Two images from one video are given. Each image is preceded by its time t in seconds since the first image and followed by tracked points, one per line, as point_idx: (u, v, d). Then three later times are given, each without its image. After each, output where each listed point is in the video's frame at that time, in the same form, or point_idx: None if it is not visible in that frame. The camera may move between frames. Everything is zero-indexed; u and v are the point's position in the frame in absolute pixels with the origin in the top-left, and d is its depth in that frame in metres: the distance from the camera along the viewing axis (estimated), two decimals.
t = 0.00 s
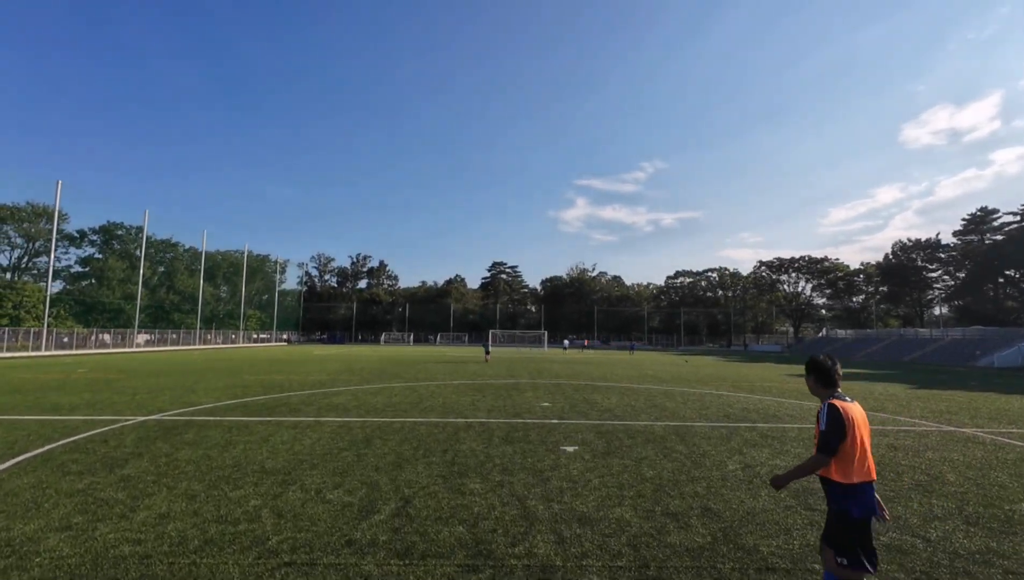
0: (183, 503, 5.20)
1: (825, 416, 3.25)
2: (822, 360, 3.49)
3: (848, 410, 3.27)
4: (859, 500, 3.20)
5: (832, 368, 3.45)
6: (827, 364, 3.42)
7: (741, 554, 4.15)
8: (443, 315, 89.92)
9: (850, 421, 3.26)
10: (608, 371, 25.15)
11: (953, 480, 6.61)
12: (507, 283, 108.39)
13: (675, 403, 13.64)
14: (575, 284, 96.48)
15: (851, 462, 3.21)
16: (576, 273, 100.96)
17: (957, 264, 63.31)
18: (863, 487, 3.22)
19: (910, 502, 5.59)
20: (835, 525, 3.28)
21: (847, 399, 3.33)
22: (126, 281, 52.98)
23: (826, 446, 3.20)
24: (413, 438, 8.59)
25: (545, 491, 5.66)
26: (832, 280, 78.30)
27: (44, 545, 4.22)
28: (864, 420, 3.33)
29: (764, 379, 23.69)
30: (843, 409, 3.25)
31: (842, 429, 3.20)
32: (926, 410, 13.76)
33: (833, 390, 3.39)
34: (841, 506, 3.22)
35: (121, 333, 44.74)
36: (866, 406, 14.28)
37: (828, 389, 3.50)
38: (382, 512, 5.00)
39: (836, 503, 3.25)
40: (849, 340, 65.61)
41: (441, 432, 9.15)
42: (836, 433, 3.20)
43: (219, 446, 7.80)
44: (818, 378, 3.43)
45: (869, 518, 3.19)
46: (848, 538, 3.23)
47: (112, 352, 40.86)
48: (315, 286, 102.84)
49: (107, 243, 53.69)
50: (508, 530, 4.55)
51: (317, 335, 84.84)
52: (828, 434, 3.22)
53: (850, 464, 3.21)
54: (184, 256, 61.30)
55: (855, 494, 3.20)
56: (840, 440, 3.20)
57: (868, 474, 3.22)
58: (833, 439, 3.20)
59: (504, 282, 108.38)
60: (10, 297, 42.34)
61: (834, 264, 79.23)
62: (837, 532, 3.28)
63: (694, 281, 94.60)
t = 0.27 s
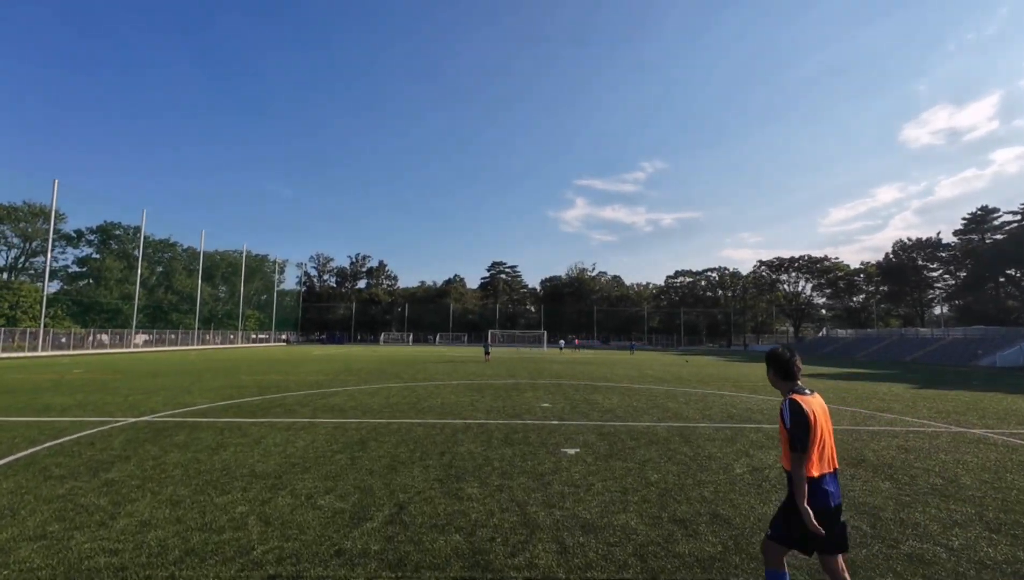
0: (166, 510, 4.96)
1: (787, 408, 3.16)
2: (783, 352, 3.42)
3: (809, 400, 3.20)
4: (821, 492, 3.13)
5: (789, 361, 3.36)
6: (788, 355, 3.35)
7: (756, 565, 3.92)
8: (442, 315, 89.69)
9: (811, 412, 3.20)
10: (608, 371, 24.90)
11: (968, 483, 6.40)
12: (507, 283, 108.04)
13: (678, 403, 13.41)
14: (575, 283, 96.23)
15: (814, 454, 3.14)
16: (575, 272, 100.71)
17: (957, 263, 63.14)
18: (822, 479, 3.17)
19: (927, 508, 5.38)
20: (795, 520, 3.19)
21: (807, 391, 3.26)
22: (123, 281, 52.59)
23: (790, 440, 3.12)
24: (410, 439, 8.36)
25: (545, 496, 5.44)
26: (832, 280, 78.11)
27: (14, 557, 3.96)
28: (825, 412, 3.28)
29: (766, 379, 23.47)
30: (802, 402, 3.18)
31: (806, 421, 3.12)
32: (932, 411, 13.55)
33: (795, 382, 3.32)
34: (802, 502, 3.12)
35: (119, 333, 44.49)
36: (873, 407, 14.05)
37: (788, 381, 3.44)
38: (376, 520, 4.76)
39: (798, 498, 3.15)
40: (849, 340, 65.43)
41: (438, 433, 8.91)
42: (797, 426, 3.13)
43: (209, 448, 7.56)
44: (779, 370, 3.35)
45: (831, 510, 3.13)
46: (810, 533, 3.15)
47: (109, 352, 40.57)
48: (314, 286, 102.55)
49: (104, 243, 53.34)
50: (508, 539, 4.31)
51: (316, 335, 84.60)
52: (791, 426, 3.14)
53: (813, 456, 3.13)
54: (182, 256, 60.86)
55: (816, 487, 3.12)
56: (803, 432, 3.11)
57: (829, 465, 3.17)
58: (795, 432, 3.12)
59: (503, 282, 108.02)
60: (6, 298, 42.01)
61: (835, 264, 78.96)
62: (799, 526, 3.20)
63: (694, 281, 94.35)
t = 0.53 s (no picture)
0: (147, 522, 4.68)
1: (750, 415, 3.18)
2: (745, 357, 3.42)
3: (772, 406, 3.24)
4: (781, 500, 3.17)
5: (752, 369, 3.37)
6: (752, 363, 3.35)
7: None
8: (442, 315, 89.40)
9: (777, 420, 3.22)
10: (610, 372, 24.59)
11: (991, 491, 6.14)
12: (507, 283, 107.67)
13: (682, 406, 13.14)
14: (575, 283, 95.92)
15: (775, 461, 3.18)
16: (576, 272, 100.40)
17: (960, 263, 62.85)
18: (781, 485, 3.23)
19: (953, 520, 5.12)
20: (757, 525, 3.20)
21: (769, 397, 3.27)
22: (121, 281, 52.23)
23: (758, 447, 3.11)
24: (408, 445, 8.06)
25: (549, 507, 5.18)
26: (834, 280, 77.84)
27: None
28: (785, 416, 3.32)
29: (770, 380, 23.18)
30: (765, 406, 3.21)
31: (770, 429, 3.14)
32: (942, 413, 13.29)
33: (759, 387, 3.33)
34: (767, 511, 3.13)
35: (118, 333, 44.31)
36: (880, 409, 13.79)
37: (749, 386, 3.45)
38: (369, 533, 4.47)
39: (759, 507, 3.18)
40: (851, 340, 65.18)
41: (436, 438, 8.61)
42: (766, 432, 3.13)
43: (199, 453, 7.27)
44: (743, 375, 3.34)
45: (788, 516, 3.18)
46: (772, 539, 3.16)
47: (107, 353, 40.30)
48: (314, 286, 102.25)
49: (102, 243, 53.02)
50: (511, 555, 4.03)
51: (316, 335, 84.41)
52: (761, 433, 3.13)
53: (776, 464, 3.17)
54: (180, 256, 60.45)
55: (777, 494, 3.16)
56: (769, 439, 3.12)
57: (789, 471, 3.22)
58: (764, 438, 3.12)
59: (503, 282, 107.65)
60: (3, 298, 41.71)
61: (836, 264, 78.63)
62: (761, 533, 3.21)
63: (695, 281, 94.00)
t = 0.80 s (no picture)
0: (132, 529, 4.44)
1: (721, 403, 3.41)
2: (722, 350, 3.66)
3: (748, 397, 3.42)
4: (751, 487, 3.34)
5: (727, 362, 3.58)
6: (727, 354, 3.60)
7: None
8: (442, 315, 89.10)
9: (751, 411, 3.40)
10: (611, 372, 24.36)
11: (1013, 496, 5.96)
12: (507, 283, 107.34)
13: (687, 406, 12.93)
14: (575, 283, 95.66)
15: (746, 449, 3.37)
16: (576, 272, 100.14)
17: (962, 263, 62.69)
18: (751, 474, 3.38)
19: (979, 528, 4.94)
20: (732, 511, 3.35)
21: (745, 387, 3.46)
22: (119, 280, 51.84)
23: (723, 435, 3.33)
24: (406, 446, 7.82)
25: (555, 512, 4.97)
26: (834, 279, 77.70)
27: None
28: (763, 407, 3.49)
29: (772, 380, 22.97)
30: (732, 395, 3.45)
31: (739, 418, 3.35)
32: (950, 414, 13.11)
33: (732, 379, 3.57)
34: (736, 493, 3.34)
35: (116, 333, 44.05)
36: (888, 410, 13.61)
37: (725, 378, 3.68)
38: (365, 541, 4.22)
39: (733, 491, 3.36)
40: (852, 340, 64.99)
41: (436, 439, 8.38)
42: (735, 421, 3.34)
43: (190, 456, 7.03)
44: (717, 367, 3.59)
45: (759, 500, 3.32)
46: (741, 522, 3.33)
47: (104, 352, 40.02)
48: (313, 286, 101.91)
49: (100, 242, 52.69)
50: (518, 566, 3.80)
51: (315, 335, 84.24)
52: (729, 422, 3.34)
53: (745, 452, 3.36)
54: (179, 255, 60.05)
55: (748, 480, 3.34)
56: (736, 426, 3.33)
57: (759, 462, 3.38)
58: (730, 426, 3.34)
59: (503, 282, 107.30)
60: None
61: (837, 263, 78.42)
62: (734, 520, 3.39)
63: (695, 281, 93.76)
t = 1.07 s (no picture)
0: (110, 540, 4.19)
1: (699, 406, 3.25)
2: (701, 350, 3.56)
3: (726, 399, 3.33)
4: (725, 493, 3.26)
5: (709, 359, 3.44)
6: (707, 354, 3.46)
7: None
8: (440, 314, 88.78)
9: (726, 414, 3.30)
10: (611, 371, 24.16)
11: None
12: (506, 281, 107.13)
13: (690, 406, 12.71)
14: (575, 282, 95.39)
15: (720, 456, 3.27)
16: (575, 271, 99.95)
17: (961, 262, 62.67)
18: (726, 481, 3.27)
19: (999, 537, 4.74)
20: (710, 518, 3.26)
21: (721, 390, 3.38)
22: (115, 279, 51.55)
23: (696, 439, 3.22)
24: (404, 449, 7.58)
25: (557, 521, 4.74)
26: (834, 278, 77.63)
27: None
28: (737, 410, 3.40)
29: (774, 379, 22.82)
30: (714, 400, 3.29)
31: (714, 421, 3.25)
32: (957, 414, 12.93)
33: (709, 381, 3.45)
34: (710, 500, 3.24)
35: (112, 332, 43.71)
36: (893, 410, 13.42)
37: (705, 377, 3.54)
38: (357, 555, 3.97)
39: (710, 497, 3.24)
40: (851, 339, 64.91)
41: (434, 442, 8.14)
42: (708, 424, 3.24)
43: (179, 460, 6.77)
44: (694, 368, 3.47)
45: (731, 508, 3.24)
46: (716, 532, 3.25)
47: (100, 351, 39.79)
48: (311, 285, 101.67)
49: (97, 241, 52.42)
50: None
51: (313, 334, 84.18)
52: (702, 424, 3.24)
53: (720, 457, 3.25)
54: (176, 254, 59.72)
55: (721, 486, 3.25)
56: (712, 431, 3.23)
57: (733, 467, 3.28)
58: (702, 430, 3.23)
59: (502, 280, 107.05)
60: None
61: (836, 262, 78.36)
62: (703, 527, 3.30)
63: (694, 280, 93.64)
